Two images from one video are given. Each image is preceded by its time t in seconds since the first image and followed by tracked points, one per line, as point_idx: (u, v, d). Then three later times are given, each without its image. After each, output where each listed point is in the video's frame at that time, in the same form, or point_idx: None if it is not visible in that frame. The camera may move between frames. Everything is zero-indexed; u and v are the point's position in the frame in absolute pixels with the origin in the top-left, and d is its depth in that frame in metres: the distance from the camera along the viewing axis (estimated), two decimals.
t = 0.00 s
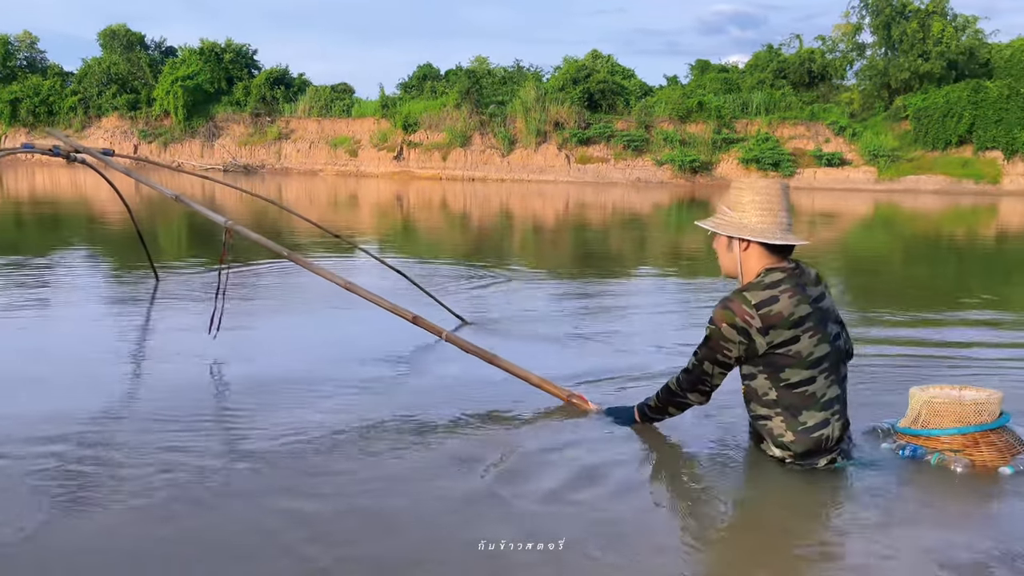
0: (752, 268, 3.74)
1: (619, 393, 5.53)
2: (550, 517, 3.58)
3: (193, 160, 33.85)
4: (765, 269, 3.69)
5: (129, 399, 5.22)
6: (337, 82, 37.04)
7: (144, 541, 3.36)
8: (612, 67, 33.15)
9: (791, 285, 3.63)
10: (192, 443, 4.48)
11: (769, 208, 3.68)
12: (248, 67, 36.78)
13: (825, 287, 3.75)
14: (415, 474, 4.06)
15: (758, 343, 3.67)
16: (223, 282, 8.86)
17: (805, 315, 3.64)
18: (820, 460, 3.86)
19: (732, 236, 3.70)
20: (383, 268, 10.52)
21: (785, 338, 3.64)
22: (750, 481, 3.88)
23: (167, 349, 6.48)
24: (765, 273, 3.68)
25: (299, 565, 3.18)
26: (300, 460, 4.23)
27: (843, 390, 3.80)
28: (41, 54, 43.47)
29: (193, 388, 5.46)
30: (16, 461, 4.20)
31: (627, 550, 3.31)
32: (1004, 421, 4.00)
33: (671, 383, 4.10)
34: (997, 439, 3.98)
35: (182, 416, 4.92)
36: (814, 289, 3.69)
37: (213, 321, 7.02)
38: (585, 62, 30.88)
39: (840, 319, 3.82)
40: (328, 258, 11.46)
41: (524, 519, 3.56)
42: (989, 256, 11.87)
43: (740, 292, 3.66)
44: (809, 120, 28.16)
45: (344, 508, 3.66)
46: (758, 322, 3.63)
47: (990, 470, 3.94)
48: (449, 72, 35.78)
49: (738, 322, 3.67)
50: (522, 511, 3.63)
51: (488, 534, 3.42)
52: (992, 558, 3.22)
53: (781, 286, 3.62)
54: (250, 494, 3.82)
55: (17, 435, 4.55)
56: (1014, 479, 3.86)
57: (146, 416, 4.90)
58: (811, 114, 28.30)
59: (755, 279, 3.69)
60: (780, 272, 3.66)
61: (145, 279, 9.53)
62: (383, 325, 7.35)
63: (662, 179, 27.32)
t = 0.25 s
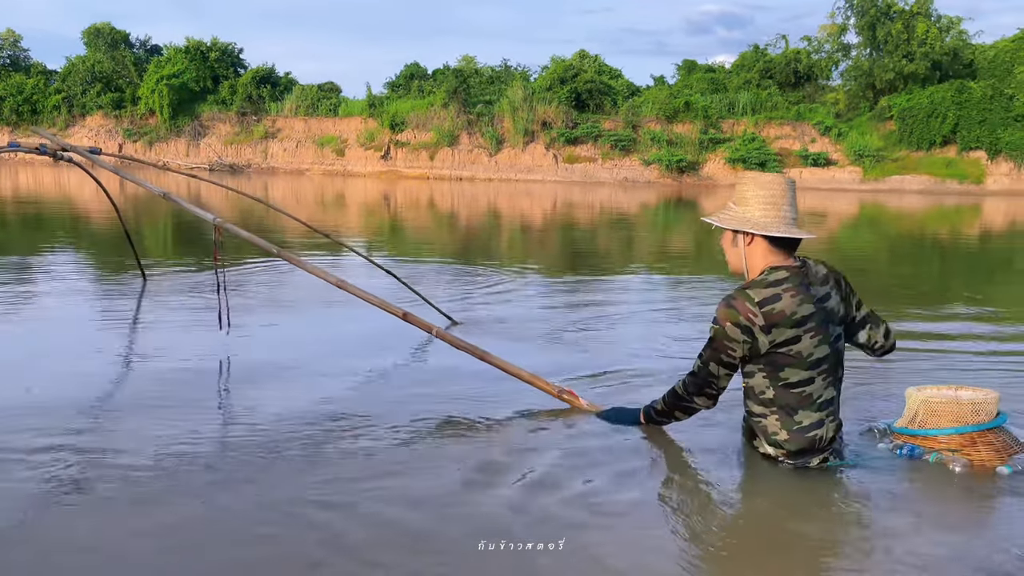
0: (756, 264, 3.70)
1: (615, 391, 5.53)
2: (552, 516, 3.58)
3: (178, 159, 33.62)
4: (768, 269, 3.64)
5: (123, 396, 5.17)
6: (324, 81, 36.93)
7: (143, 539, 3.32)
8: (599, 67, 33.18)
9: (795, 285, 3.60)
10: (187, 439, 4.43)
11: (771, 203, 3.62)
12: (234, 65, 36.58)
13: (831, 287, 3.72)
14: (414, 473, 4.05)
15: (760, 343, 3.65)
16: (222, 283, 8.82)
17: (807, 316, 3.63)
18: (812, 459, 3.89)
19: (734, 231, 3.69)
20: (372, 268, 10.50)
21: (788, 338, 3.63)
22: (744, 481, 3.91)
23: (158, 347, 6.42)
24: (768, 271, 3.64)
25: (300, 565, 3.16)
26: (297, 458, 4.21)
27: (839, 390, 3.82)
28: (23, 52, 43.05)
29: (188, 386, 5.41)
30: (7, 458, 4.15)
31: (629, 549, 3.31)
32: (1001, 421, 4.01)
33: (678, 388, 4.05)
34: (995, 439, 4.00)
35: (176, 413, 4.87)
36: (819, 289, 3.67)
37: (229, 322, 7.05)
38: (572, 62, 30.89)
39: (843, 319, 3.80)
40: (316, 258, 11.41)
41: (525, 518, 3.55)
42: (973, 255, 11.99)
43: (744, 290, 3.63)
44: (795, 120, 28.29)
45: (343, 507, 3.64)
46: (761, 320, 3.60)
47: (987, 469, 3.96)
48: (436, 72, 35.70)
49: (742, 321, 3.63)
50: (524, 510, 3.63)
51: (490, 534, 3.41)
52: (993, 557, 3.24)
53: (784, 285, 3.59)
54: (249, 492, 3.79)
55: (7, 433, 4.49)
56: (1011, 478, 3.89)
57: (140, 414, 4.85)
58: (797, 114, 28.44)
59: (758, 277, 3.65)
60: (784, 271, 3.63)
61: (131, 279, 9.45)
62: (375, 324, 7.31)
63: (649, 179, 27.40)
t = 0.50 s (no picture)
0: (751, 262, 3.77)
1: (606, 391, 5.64)
2: (549, 517, 3.70)
3: (163, 159, 33.46)
4: (760, 266, 3.73)
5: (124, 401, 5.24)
6: (311, 81, 36.88)
7: (153, 546, 3.42)
8: (585, 67, 33.32)
9: (786, 283, 3.69)
10: (189, 446, 4.51)
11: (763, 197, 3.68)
12: (219, 64, 36.45)
13: (827, 286, 3.78)
14: (414, 475, 4.15)
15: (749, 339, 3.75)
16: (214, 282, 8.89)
17: (797, 315, 3.72)
18: (797, 456, 4.01)
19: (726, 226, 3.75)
20: (361, 269, 10.58)
21: (776, 335, 3.73)
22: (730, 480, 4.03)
23: (153, 351, 6.48)
24: (760, 269, 3.73)
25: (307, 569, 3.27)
26: (300, 463, 4.30)
27: (827, 390, 3.92)
28: (6, 52, 42.71)
29: (183, 390, 5.47)
30: (10, 465, 4.22)
31: (626, 549, 3.44)
32: (990, 420, 4.09)
33: (672, 388, 4.14)
34: (986, 440, 4.09)
35: (175, 418, 4.94)
36: (812, 288, 3.74)
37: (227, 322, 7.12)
38: (559, 62, 31.00)
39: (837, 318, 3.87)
40: (304, 258, 11.47)
41: (524, 519, 3.67)
42: (953, 255, 12.22)
43: (734, 287, 3.73)
44: (779, 121, 28.55)
45: (347, 511, 3.75)
46: (750, 317, 3.71)
47: (978, 471, 4.08)
48: (423, 71, 35.71)
49: (732, 318, 3.74)
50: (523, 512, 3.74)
51: (490, 534, 3.54)
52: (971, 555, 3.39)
53: (775, 283, 3.68)
54: (254, 498, 3.88)
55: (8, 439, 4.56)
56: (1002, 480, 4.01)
57: (139, 419, 4.92)
58: (781, 115, 28.69)
59: (750, 274, 3.75)
60: (776, 269, 3.71)
61: (118, 280, 9.47)
62: (366, 326, 7.38)
63: (636, 180, 27.58)
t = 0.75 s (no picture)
0: (739, 258, 3.68)
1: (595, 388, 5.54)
2: (546, 516, 3.59)
3: (145, 158, 33.09)
4: (747, 263, 3.62)
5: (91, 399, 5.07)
6: (294, 80, 36.63)
7: (134, 547, 3.28)
8: (570, 67, 33.25)
9: (768, 281, 3.57)
10: (168, 444, 4.37)
11: (753, 190, 3.54)
12: (201, 63, 36.11)
13: (814, 288, 3.63)
14: (404, 474, 4.04)
15: (726, 335, 3.63)
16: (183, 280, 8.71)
17: (777, 313, 3.60)
18: (775, 454, 3.93)
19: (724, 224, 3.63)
20: (345, 268, 10.45)
21: (754, 333, 3.62)
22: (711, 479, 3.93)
23: (130, 348, 6.32)
24: (746, 266, 3.62)
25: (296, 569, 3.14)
26: (284, 461, 4.17)
27: (807, 390, 3.81)
28: None
29: (160, 387, 5.32)
30: None
31: (626, 548, 3.33)
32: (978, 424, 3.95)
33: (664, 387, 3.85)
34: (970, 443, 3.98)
35: (153, 416, 4.79)
36: (796, 288, 3.61)
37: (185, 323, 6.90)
38: (544, 61, 30.93)
39: (824, 322, 3.71)
40: (287, 257, 11.32)
41: (521, 519, 3.56)
42: (937, 254, 12.26)
43: (715, 279, 3.61)
44: (763, 120, 28.63)
45: (336, 510, 3.62)
46: (729, 312, 3.59)
47: (960, 472, 3.97)
48: (407, 70, 35.52)
49: (710, 312, 3.62)
50: (517, 510, 3.64)
51: (488, 534, 3.42)
52: (981, 550, 3.30)
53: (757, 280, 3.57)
54: (238, 497, 3.75)
55: None
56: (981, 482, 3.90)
57: (117, 416, 4.77)
58: (765, 114, 28.77)
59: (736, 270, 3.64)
60: (761, 269, 3.60)
61: (97, 279, 9.27)
62: (349, 324, 7.25)
63: (621, 179, 27.58)
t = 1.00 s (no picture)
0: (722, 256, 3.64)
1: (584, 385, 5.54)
2: (543, 515, 3.58)
3: (125, 157, 32.79)
4: (729, 260, 3.55)
5: (68, 403, 5.00)
6: (277, 78, 36.42)
7: (126, 554, 3.24)
8: (554, 67, 33.29)
9: (742, 278, 3.49)
10: (155, 448, 4.33)
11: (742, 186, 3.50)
12: (183, 61, 35.84)
13: (792, 290, 3.49)
14: (397, 475, 4.01)
15: (693, 327, 3.57)
16: (156, 282, 8.63)
17: (748, 310, 3.51)
18: (746, 452, 3.80)
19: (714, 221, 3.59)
20: (327, 268, 10.41)
21: (722, 328, 3.54)
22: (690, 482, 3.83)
23: (114, 350, 6.25)
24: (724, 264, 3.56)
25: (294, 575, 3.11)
26: (275, 464, 4.14)
27: (781, 391, 3.68)
28: None
29: (144, 390, 5.27)
30: None
31: (624, 546, 3.32)
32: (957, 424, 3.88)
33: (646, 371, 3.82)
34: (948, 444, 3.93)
35: (139, 420, 4.74)
36: (773, 288, 3.49)
37: (150, 323, 6.80)
38: (528, 61, 30.94)
39: (803, 324, 3.56)
40: (270, 256, 11.27)
41: (517, 517, 3.55)
42: (916, 253, 12.40)
43: (688, 271, 3.56)
44: (746, 121, 28.81)
45: (331, 514, 3.60)
46: (697, 304, 3.53)
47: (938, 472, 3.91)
48: (390, 69, 35.41)
49: (679, 303, 3.57)
50: (512, 509, 3.63)
51: (487, 534, 3.41)
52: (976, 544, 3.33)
53: (730, 275, 3.50)
54: (230, 502, 3.72)
55: None
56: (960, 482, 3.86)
57: (102, 420, 4.71)
58: (748, 114, 28.96)
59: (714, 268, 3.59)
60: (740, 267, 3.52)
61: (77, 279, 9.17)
62: (334, 323, 7.21)
63: (605, 179, 27.66)
